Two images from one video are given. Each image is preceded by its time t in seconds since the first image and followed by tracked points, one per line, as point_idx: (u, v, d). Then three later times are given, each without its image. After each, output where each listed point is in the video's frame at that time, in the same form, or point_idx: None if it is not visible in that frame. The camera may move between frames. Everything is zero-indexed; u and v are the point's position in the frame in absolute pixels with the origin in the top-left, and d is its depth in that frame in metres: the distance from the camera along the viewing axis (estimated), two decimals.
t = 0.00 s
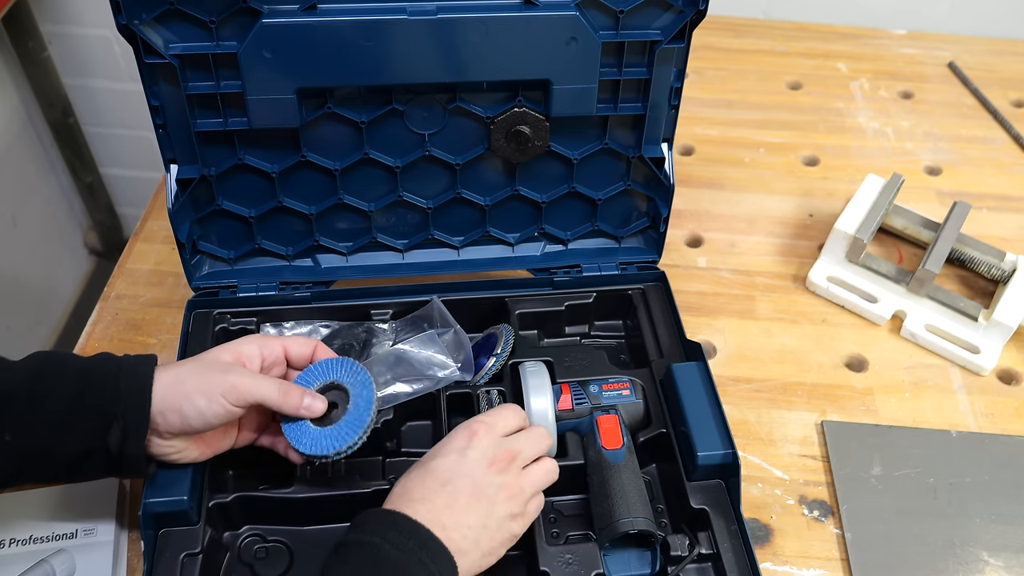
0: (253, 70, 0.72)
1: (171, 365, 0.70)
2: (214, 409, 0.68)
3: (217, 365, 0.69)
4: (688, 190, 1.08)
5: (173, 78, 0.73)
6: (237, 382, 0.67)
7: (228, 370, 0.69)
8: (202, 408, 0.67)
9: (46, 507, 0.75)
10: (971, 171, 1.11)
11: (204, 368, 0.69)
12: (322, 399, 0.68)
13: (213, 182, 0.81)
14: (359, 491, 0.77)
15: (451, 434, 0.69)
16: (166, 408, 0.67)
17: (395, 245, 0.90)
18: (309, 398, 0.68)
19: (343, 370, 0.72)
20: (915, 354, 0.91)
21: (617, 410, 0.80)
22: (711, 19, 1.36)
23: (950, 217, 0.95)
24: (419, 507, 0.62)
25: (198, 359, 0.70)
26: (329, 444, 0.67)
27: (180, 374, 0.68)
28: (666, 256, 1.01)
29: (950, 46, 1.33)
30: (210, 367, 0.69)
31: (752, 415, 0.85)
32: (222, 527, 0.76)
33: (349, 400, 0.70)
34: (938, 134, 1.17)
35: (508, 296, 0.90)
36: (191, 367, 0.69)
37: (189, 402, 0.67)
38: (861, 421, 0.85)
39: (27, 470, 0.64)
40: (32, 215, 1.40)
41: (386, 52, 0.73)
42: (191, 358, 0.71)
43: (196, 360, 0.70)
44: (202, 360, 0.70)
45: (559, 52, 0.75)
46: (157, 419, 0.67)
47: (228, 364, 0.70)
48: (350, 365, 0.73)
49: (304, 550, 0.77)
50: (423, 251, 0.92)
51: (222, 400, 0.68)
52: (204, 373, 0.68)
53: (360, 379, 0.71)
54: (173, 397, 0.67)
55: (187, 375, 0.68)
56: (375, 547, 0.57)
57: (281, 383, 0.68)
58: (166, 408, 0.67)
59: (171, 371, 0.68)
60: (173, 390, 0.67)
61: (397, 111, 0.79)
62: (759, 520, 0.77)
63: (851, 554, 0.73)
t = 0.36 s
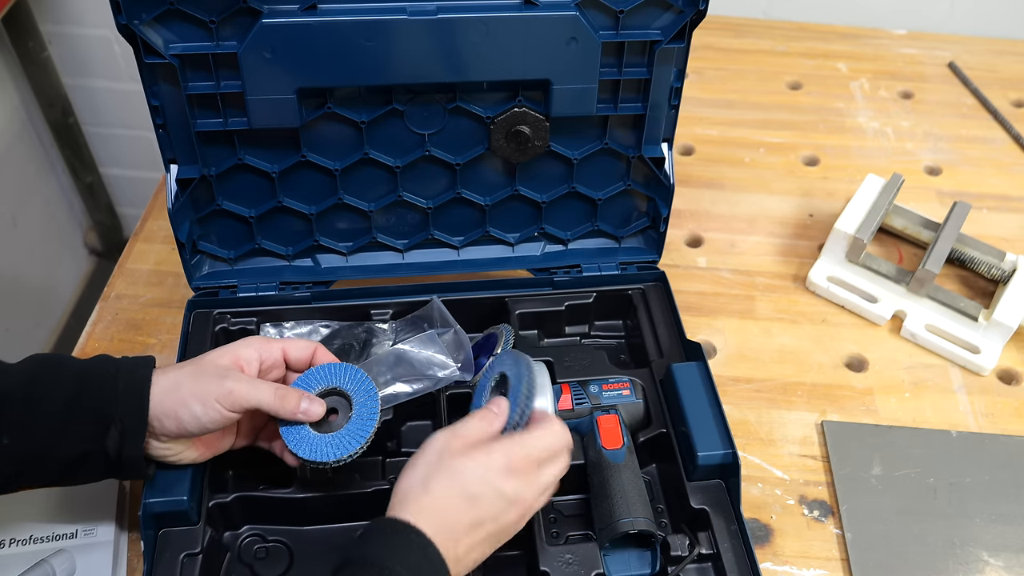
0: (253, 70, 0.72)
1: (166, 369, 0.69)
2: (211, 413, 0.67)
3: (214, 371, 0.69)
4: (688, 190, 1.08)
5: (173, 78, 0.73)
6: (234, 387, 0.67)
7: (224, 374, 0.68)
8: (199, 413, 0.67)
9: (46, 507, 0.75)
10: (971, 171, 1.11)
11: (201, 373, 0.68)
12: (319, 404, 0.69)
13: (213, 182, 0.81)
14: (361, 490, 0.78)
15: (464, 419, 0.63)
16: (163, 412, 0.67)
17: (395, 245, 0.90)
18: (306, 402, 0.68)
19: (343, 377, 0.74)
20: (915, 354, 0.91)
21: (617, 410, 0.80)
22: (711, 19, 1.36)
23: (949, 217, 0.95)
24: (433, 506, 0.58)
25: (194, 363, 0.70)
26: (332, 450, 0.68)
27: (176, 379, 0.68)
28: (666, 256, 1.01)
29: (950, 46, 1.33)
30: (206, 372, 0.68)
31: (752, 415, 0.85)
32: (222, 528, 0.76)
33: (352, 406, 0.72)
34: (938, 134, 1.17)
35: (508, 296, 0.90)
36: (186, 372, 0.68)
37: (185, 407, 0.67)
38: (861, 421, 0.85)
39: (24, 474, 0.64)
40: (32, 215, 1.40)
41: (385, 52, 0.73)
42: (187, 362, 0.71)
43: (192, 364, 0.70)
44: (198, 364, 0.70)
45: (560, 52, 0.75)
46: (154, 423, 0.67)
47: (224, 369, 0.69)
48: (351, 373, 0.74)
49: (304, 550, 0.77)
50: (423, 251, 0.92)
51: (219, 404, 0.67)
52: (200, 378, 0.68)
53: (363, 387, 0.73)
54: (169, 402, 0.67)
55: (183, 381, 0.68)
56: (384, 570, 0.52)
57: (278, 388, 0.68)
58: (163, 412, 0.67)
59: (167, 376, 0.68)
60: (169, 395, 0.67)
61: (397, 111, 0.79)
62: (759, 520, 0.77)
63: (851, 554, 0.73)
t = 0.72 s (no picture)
0: (253, 70, 0.72)
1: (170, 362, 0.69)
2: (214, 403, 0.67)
3: (217, 363, 0.68)
4: (688, 190, 1.08)
5: (173, 78, 0.73)
6: (238, 379, 0.67)
7: (228, 367, 0.68)
8: (202, 404, 0.67)
9: (46, 507, 0.75)
10: (971, 171, 1.11)
11: (205, 365, 0.68)
12: (324, 394, 0.68)
13: (213, 182, 0.81)
14: (361, 490, 0.78)
15: (418, 486, 0.62)
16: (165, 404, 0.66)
17: (395, 245, 0.90)
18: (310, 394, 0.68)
19: (354, 371, 0.72)
20: (915, 354, 0.91)
21: (617, 410, 0.80)
22: (711, 19, 1.36)
23: (950, 217, 0.95)
24: (359, 574, 0.57)
25: (198, 357, 0.70)
26: (343, 438, 0.67)
27: (180, 369, 0.67)
28: (666, 256, 1.01)
29: (950, 46, 1.33)
30: (210, 364, 0.68)
31: (752, 415, 0.85)
32: (222, 528, 0.76)
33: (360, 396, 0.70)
34: (938, 134, 1.17)
35: (508, 296, 0.90)
36: (190, 364, 0.68)
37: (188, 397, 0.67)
38: (861, 421, 0.85)
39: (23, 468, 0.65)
40: (33, 215, 1.40)
41: (386, 52, 0.73)
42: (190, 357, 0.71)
43: (196, 357, 0.70)
44: (202, 357, 0.70)
45: (559, 52, 0.75)
46: (155, 416, 0.67)
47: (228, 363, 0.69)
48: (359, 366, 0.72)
49: (304, 550, 0.77)
50: (423, 251, 0.92)
51: (221, 395, 0.67)
52: (204, 369, 0.68)
53: (370, 376, 0.72)
54: (172, 393, 0.66)
55: (187, 371, 0.67)
56: None
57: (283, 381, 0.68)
58: (166, 404, 0.67)
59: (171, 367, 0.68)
60: (172, 385, 0.67)
61: (397, 111, 0.79)
62: (759, 520, 0.77)
63: (851, 554, 0.73)
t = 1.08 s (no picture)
0: (253, 70, 0.72)
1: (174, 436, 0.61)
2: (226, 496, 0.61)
3: (229, 453, 0.61)
4: (688, 190, 1.08)
5: (173, 78, 0.73)
6: (255, 483, 0.60)
7: (243, 463, 0.61)
8: (209, 499, 0.60)
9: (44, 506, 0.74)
10: (971, 171, 1.11)
11: (216, 457, 0.61)
12: (337, 492, 0.63)
13: (213, 182, 0.81)
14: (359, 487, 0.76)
15: (367, 534, 0.60)
16: (172, 490, 0.59)
17: (395, 245, 0.90)
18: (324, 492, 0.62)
19: (364, 462, 0.67)
20: (915, 354, 0.91)
21: (617, 410, 0.80)
22: (711, 19, 1.36)
23: (950, 218, 0.95)
24: None
25: (205, 434, 0.62)
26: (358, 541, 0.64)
27: (187, 458, 0.60)
28: (666, 256, 1.00)
29: (950, 46, 1.33)
30: (222, 454, 0.61)
31: (752, 415, 0.85)
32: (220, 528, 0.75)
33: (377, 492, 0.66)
34: (938, 134, 1.17)
35: (508, 296, 0.90)
36: (198, 448, 0.61)
37: (195, 490, 0.60)
38: (861, 421, 0.85)
39: None
40: (32, 215, 1.40)
41: (386, 52, 0.73)
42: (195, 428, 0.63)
43: (203, 435, 0.62)
44: (211, 438, 0.62)
45: (559, 52, 0.75)
46: (158, 502, 0.60)
47: (241, 451, 0.62)
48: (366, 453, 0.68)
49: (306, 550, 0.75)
50: (423, 251, 0.92)
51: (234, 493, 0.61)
52: (217, 461, 0.61)
53: (389, 473, 0.67)
54: (177, 484, 0.59)
55: (195, 461, 0.60)
56: None
57: (297, 476, 0.62)
58: (172, 487, 0.60)
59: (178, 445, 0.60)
60: (179, 473, 0.59)
61: (397, 111, 0.79)
62: (759, 520, 0.77)
63: (851, 554, 0.73)
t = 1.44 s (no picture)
0: (253, 70, 0.72)
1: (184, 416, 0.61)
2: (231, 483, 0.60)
3: (235, 441, 0.60)
4: (688, 190, 1.08)
5: (173, 78, 0.73)
6: (259, 471, 0.59)
7: (249, 450, 0.60)
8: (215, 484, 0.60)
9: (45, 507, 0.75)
10: (971, 171, 1.11)
11: (221, 445, 0.59)
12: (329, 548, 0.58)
13: (213, 182, 0.81)
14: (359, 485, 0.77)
15: None
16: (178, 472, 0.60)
17: (395, 245, 0.90)
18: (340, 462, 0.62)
19: (378, 513, 0.63)
20: (916, 354, 0.91)
21: (617, 410, 0.80)
22: (711, 19, 1.36)
23: (950, 217, 0.95)
24: None
25: (214, 418, 0.61)
26: None
27: (191, 447, 0.59)
28: (666, 256, 1.00)
29: (950, 46, 1.33)
30: (226, 442, 0.60)
31: (752, 415, 0.85)
32: (221, 529, 0.76)
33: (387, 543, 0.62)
34: (938, 134, 1.17)
35: (508, 296, 0.90)
36: (206, 436, 0.60)
37: (197, 473, 0.60)
38: (861, 421, 0.85)
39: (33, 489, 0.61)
40: (32, 215, 1.40)
41: (386, 52, 0.73)
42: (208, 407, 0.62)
43: (212, 419, 0.61)
44: (219, 423, 0.61)
45: (559, 52, 0.75)
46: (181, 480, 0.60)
47: (248, 437, 0.60)
48: (378, 501, 0.64)
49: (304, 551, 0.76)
50: (423, 251, 0.92)
51: (240, 479, 0.60)
52: (220, 450, 0.59)
53: (402, 524, 0.63)
54: (190, 469, 0.59)
55: (198, 449, 0.59)
56: None
57: (312, 451, 0.61)
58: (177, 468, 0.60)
59: (189, 426, 0.60)
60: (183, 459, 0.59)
61: (397, 111, 0.79)
62: (759, 520, 0.77)
63: (851, 554, 0.73)
